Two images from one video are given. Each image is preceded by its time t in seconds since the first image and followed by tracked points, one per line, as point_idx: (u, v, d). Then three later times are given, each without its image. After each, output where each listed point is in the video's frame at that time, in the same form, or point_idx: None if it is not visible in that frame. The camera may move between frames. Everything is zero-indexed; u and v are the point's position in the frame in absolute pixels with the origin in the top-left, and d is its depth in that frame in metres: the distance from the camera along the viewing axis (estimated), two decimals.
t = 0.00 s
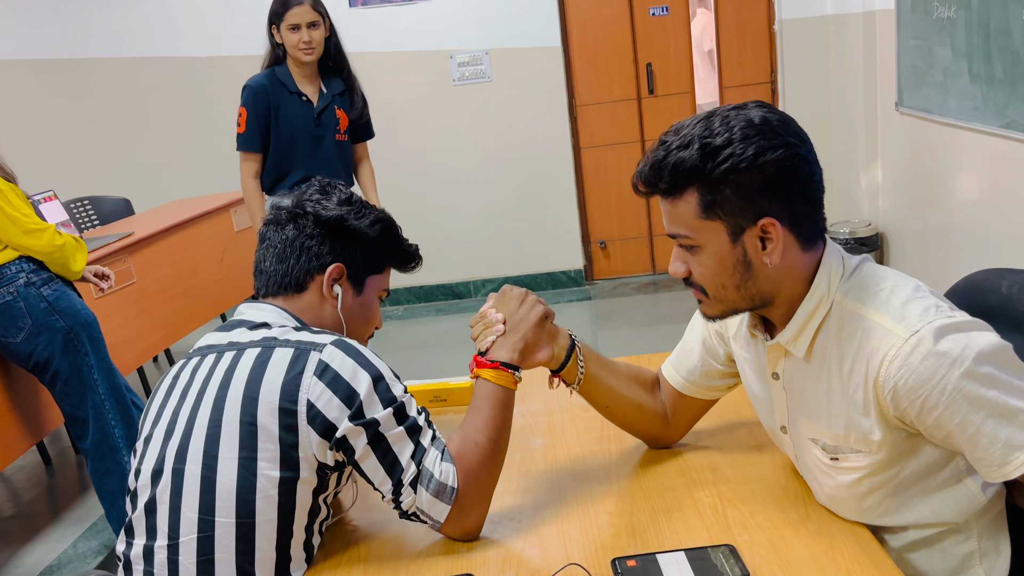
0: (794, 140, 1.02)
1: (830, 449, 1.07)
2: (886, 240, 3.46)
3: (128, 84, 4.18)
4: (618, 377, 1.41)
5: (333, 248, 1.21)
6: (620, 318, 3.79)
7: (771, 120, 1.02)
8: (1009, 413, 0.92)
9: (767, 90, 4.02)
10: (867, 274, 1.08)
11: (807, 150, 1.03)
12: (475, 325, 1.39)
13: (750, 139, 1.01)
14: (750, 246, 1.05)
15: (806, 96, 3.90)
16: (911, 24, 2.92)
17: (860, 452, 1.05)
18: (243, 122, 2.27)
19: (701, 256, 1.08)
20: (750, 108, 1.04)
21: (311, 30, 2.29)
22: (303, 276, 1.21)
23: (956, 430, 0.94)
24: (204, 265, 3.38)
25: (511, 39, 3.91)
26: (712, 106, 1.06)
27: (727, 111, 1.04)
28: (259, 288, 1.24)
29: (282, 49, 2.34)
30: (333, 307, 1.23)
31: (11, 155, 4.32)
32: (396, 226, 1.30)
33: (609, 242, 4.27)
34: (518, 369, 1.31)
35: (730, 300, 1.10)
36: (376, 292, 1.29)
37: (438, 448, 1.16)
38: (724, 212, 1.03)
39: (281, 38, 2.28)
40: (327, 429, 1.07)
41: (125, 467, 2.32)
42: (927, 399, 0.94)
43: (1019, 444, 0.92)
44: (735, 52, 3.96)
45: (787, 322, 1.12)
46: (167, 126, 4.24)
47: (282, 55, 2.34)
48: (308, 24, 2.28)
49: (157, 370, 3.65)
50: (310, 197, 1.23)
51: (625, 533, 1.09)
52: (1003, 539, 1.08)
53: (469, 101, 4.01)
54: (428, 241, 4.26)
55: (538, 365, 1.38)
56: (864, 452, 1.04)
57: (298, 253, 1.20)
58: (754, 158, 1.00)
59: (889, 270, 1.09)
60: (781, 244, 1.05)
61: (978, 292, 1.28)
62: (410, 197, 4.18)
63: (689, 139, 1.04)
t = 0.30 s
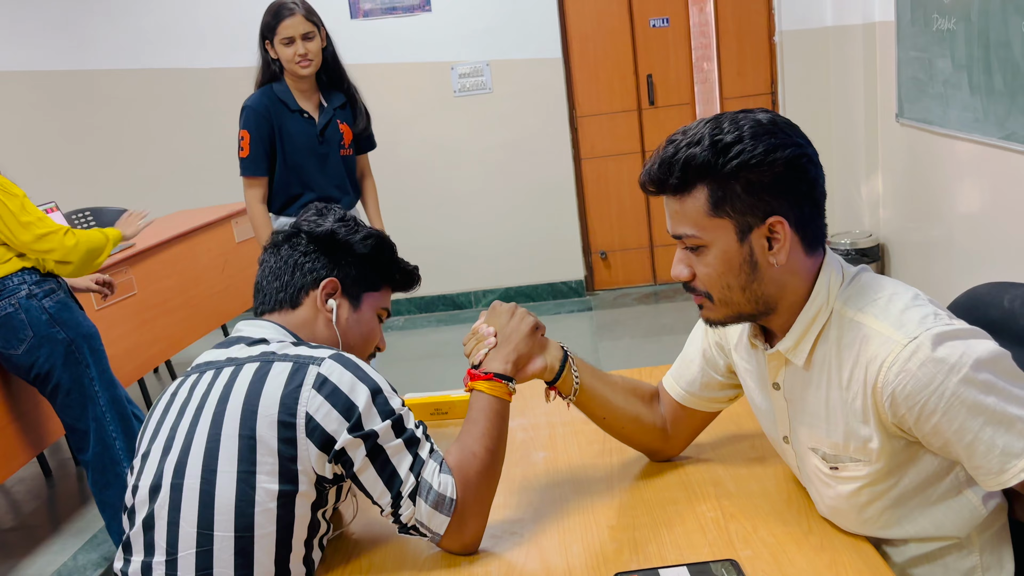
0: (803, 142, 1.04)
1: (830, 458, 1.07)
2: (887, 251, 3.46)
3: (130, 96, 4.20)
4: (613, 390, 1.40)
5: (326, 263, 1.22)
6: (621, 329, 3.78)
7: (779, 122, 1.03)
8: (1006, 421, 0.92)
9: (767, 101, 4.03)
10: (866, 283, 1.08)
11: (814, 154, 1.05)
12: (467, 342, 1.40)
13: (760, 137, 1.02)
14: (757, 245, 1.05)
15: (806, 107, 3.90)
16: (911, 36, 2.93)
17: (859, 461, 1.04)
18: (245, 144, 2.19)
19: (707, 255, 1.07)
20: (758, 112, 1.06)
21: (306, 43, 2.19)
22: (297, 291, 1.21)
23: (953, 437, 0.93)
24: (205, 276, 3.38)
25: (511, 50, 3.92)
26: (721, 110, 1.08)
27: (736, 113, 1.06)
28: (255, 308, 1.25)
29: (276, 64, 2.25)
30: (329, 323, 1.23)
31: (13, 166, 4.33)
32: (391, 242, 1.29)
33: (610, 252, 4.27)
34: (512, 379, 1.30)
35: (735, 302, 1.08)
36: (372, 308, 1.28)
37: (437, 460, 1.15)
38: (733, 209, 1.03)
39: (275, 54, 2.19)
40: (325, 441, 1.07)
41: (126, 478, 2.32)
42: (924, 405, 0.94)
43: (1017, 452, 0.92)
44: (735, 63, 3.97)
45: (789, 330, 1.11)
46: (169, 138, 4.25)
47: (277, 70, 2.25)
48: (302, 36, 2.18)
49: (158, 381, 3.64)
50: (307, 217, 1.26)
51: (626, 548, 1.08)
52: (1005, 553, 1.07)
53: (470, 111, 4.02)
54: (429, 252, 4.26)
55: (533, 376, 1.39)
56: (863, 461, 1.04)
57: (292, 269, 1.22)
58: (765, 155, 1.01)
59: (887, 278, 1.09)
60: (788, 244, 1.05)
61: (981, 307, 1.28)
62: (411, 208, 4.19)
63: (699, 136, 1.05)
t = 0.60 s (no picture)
0: (798, 146, 1.03)
1: (824, 460, 1.06)
2: (886, 255, 3.46)
3: (130, 101, 4.20)
4: (605, 391, 1.40)
5: (315, 266, 1.24)
6: (620, 333, 3.78)
7: (775, 125, 1.03)
8: (1000, 422, 0.91)
9: (766, 105, 4.03)
10: (859, 284, 1.08)
11: (808, 158, 1.04)
12: (456, 346, 1.39)
13: (752, 138, 1.02)
14: (742, 246, 1.05)
15: (805, 111, 3.91)
16: (909, 40, 2.93)
17: (854, 463, 1.04)
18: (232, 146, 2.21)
19: (692, 252, 1.07)
20: (758, 113, 1.05)
21: (304, 47, 2.19)
22: (289, 294, 1.23)
23: (947, 438, 0.93)
24: (203, 281, 3.38)
25: (510, 55, 3.93)
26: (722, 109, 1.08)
27: (736, 113, 1.06)
28: (253, 317, 1.28)
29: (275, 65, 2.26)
30: (322, 325, 1.22)
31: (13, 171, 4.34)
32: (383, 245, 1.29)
33: (609, 257, 4.27)
34: (505, 381, 1.30)
35: (718, 300, 1.09)
36: (367, 311, 1.26)
37: (432, 460, 1.15)
38: (719, 207, 1.04)
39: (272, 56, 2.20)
40: (320, 439, 1.07)
41: (122, 484, 2.32)
42: (917, 407, 0.93)
43: (1010, 453, 0.91)
44: (733, 67, 3.97)
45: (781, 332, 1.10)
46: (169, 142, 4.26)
47: (275, 71, 2.26)
48: (300, 40, 2.18)
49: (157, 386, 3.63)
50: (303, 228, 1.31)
51: (623, 550, 1.08)
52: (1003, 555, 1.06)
53: (469, 116, 4.02)
54: (428, 256, 4.26)
55: (524, 377, 1.38)
56: (858, 463, 1.03)
57: (286, 274, 1.25)
58: (753, 157, 1.01)
59: (880, 279, 1.09)
60: (771, 247, 1.04)
61: (975, 309, 1.27)
62: (410, 212, 4.19)
63: (693, 133, 1.05)
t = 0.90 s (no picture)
0: (766, 153, 1.03)
1: (820, 465, 1.06)
2: (883, 255, 3.46)
3: (127, 103, 4.21)
4: (598, 391, 1.40)
5: (307, 268, 1.24)
6: (618, 334, 3.78)
7: (741, 133, 1.02)
8: (999, 432, 0.91)
9: (762, 106, 4.04)
10: (855, 288, 1.08)
11: (779, 163, 1.03)
12: (448, 347, 1.39)
13: (719, 151, 1.02)
14: (722, 257, 1.05)
15: (802, 111, 3.91)
16: (905, 41, 2.93)
17: (851, 468, 1.04)
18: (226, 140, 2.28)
19: (676, 266, 1.08)
20: (726, 122, 1.05)
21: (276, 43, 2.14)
22: (283, 296, 1.23)
23: (945, 447, 0.93)
24: (200, 283, 3.38)
25: (507, 56, 3.93)
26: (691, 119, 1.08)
27: (703, 124, 1.05)
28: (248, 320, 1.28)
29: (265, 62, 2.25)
30: (315, 326, 1.22)
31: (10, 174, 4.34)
32: (376, 247, 1.29)
33: (607, 258, 4.27)
34: (497, 381, 1.30)
35: (706, 311, 1.10)
36: (361, 312, 1.26)
37: (426, 460, 1.15)
38: (694, 222, 1.04)
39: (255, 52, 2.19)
40: (314, 438, 1.06)
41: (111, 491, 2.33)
42: (915, 416, 0.93)
43: (1008, 463, 0.92)
44: (730, 68, 3.97)
45: (776, 334, 1.11)
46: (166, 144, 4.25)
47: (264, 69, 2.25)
48: (273, 36, 2.13)
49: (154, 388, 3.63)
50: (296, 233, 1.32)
51: (618, 550, 1.08)
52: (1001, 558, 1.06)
53: (466, 118, 4.02)
54: (425, 258, 4.26)
55: (514, 378, 1.39)
56: (855, 469, 1.03)
57: (278, 277, 1.25)
58: (721, 169, 1.01)
59: (877, 284, 1.09)
60: (751, 255, 1.04)
61: (971, 308, 1.27)
62: (407, 214, 4.19)
63: (662, 149, 1.06)
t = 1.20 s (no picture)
0: (763, 142, 1.03)
1: (810, 459, 1.06)
2: (879, 253, 3.46)
3: (122, 104, 4.20)
4: (589, 388, 1.40)
5: (295, 269, 1.24)
6: (614, 333, 3.78)
7: (739, 121, 1.03)
8: (983, 423, 0.91)
9: (758, 104, 4.03)
10: (843, 282, 1.08)
11: (776, 153, 1.04)
12: (437, 347, 1.39)
13: (717, 136, 1.02)
14: (714, 245, 1.05)
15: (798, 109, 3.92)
16: (900, 38, 2.93)
17: (839, 462, 1.03)
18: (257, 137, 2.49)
19: (667, 252, 1.08)
20: (724, 111, 1.05)
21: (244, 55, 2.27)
22: (272, 297, 1.23)
23: (929, 439, 0.93)
24: (195, 283, 3.38)
25: (502, 55, 3.93)
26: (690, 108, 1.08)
27: (702, 112, 1.06)
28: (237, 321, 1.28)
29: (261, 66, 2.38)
30: (305, 325, 1.22)
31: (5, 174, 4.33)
32: (364, 246, 1.29)
33: (603, 257, 4.27)
34: (488, 379, 1.30)
35: (695, 300, 1.09)
36: (351, 310, 1.26)
37: (417, 457, 1.14)
38: (689, 207, 1.04)
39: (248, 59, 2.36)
40: (306, 435, 1.06)
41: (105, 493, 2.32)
42: (900, 407, 0.93)
43: (992, 455, 0.91)
44: (725, 66, 3.98)
45: (764, 326, 1.11)
46: (162, 144, 4.25)
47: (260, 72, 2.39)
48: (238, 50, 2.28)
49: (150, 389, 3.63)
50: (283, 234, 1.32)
51: (611, 547, 1.07)
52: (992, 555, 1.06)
53: (461, 117, 4.02)
54: (421, 257, 4.26)
55: (504, 376, 1.40)
56: (843, 463, 1.03)
57: (267, 278, 1.25)
58: (718, 154, 1.01)
59: (865, 277, 1.08)
60: (743, 244, 1.04)
61: (966, 305, 1.27)
62: (403, 213, 4.19)
63: (660, 134, 1.06)
